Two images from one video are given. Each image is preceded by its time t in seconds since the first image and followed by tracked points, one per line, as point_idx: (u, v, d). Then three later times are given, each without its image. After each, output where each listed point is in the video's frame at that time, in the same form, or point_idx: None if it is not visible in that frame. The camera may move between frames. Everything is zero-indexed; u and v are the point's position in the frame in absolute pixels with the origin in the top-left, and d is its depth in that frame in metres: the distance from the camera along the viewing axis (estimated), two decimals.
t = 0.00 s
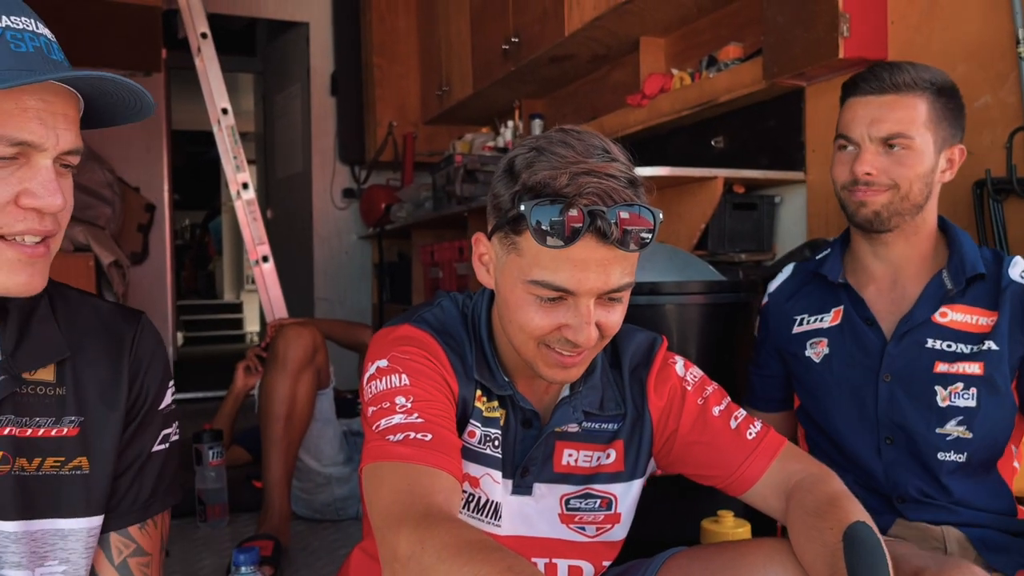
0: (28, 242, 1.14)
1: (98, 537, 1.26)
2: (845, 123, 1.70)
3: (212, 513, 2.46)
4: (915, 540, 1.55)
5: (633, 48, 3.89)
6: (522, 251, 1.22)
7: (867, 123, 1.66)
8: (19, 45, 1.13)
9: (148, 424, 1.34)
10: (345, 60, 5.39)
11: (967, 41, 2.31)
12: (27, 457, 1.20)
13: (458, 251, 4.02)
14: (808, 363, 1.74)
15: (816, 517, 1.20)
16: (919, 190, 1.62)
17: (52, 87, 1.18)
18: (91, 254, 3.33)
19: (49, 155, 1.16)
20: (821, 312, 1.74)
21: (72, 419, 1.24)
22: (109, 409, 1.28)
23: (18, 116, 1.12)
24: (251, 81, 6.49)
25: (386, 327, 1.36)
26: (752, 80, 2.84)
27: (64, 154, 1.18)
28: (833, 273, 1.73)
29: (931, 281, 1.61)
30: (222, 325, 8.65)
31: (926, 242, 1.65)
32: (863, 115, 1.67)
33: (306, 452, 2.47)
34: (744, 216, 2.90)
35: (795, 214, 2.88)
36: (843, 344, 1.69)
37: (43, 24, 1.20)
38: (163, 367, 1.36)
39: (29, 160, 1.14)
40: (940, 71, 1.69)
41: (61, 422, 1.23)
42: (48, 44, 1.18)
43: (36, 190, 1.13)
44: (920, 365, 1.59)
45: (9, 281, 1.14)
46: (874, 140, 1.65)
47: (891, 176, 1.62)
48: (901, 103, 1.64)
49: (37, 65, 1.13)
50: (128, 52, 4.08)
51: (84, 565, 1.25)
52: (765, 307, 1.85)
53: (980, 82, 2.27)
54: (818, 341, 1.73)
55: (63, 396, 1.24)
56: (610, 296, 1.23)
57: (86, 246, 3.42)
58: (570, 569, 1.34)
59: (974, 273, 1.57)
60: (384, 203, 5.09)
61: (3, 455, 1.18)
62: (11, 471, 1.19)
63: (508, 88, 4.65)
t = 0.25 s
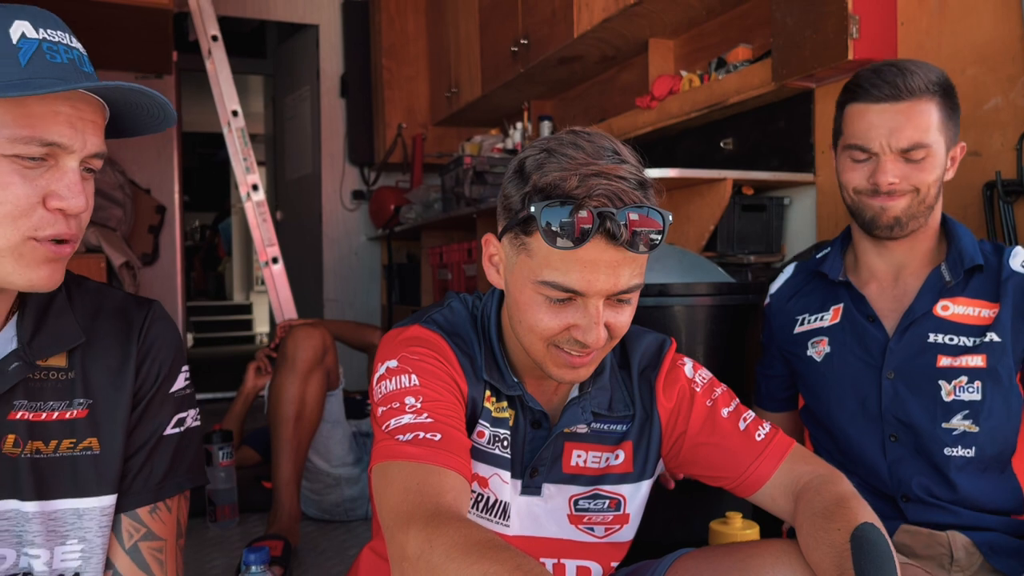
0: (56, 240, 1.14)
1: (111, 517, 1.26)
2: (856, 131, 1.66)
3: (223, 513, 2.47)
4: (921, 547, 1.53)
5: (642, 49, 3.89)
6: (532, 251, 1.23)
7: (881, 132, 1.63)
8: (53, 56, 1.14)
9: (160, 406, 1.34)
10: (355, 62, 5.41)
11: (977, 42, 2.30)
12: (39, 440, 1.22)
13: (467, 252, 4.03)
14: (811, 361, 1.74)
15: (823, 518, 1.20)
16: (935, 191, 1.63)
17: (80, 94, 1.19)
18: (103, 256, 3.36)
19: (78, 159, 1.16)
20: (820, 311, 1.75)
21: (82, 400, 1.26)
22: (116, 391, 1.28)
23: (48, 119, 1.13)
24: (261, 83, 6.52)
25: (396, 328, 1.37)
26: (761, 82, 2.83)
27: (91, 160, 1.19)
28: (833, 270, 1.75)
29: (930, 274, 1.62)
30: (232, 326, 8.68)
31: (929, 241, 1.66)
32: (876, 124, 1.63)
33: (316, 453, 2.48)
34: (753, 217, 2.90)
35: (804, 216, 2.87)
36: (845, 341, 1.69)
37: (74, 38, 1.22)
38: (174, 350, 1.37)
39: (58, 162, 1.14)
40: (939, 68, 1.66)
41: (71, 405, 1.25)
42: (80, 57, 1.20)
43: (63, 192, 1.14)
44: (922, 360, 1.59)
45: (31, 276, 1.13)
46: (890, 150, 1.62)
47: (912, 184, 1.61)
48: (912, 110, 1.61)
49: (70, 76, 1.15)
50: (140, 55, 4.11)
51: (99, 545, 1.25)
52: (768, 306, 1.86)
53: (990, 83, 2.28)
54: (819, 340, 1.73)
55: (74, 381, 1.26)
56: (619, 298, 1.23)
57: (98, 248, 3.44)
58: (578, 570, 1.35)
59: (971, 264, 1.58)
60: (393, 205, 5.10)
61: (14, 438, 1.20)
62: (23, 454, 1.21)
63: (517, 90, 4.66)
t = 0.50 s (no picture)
0: (70, 236, 1.16)
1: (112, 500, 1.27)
2: (854, 130, 1.66)
3: (234, 511, 2.48)
4: (925, 548, 1.53)
5: (652, 50, 3.89)
6: (539, 246, 1.24)
7: (881, 129, 1.62)
8: (93, 68, 1.19)
9: (161, 387, 1.36)
10: (366, 64, 5.44)
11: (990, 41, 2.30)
12: (46, 425, 1.24)
13: (477, 253, 4.05)
14: (811, 353, 1.75)
15: (830, 513, 1.20)
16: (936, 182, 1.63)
17: (110, 103, 1.23)
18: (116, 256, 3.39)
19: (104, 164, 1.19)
20: (819, 303, 1.76)
21: (85, 383, 1.27)
22: (117, 374, 1.30)
23: (80, 122, 1.16)
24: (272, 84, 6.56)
25: (406, 325, 1.39)
26: (771, 83, 2.82)
27: (114, 167, 1.22)
28: (833, 262, 1.76)
29: (930, 266, 1.62)
30: (243, 326, 8.73)
31: (929, 234, 1.66)
32: (876, 122, 1.63)
33: (327, 452, 2.50)
34: (763, 218, 2.90)
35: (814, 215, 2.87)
36: (844, 330, 1.70)
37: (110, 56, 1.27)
38: (175, 334, 1.39)
39: (85, 164, 1.17)
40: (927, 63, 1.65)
41: (74, 390, 1.26)
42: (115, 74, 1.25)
43: (86, 191, 1.16)
44: (922, 347, 1.59)
45: (44, 269, 1.14)
46: (892, 146, 1.62)
47: (915, 177, 1.61)
48: (909, 106, 1.60)
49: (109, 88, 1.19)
50: (153, 57, 4.14)
51: (101, 528, 1.26)
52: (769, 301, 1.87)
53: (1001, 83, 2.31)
54: (819, 331, 1.74)
55: (75, 366, 1.28)
56: (626, 293, 1.24)
57: (111, 248, 3.47)
58: (587, 566, 1.35)
59: (971, 254, 1.58)
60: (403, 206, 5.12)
61: (28, 423, 1.22)
62: (36, 438, 1.23)
63: (527, 91, 4.68)
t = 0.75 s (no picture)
0: (56, 251, 1.13)
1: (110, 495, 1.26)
2: (848, 129, 1.65)
3: (244, 510, 2.50)
4: (939, 555, 1.52)
5: (662, 50, 3.89)
6: (541, 241, 1.24)
7: (873, 128, 1.62)
8: (87, 83, 1.16)
9: (157, 384, 1.34)
10: (376, 65, 5.46)
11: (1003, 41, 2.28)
12: (42, 426, 1.22)
13: (487, 253, 4.05)
14: (819, 358, 1.73)
15: (839, 511, 1.20)
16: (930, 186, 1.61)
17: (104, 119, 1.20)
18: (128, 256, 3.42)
19: (93, 181, 1.16)
20: (825, 308, 1.75)
21: (79, 382, 1.26)
22: (111, 373, 1.29)
23: (68, 139, 1.13)
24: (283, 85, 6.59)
25: (412, 326, 1.39)
26: (780, 83, 2.81)
27: (104, 183, 1.19)
28: (837, 266, 1.74)
29: (942, 270, 1.61)
30: (254, 326, 8.77)
31: (933, 234, 1.65)
32: (868, 121, 1.62)
33: (336, 451, 2.51)
34: (773, 218, 2.89)
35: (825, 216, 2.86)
36: (852, 335, 1.69)
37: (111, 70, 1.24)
38: (167, 329, 1.37)
39: (69, 182, 1.14)
40: (922, 63, 1.65)
41: (68, 389, 1.25)
42: (112, 88, 1.22)
43: (70, 208, 1.14)
44: (933, 351, 1.58)
45: (28, 283, 1.12)
46: (885, 145, 1.61)
47: (906, 179, 1.59)
48: (900, 104, 1.60)
49: (101, 105, 1.16)
50: (164, 58, 4.17)
51: (100, 525, 1.25)
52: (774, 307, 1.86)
53: (1012, 84, 2.27)
54: (828, 336, 1.72)
55: (69, 366, 1.26)
56: (629, 286, 1.24)
57: (122, 248, 3.49)
58: (594, 567, 1.35)
59: (983, 259, 1.57)
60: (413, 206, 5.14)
61: (21, 425, 1.20)
62: (30, 440, 1.21)
63: (537, 91, 4.68)
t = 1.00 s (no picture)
0: (22, 239, 1.15)
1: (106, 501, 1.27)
2: (850, 138, 1.66)
3: (255, 509, 2.52)
4: (954, 560, 1.53)
5: (672, 51, 3.89)
6: (545, 243, 1.25)
7: (875, 137, 1.62)
8: (21, 65, 1.16)
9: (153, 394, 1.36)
10: (386, 66, 5.48)
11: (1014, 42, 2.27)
12: (36, 432, 1.23)
13: (496, 254, 4.07)
14: (836, 376, 1.73)
15: (847, 513, 1.21)
16: (935, 197, 1.60)
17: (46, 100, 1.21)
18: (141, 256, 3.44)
19: (43, 163, 1.18)
20: (840, 325, 1.74)
21: (72, 390, 1.27)
22: (104, 382, 1.30)
23: (14, 125, 1.14)
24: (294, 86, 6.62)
25: (422, 330, 1.41)
26: (789, 84, 2.81)
27: (56, 163, 1.20)
28: (848, 286, 1.73)
29: (958, 284, 1.61)
30: (265, 326, 8.81)
31: (946, 243, 1.65)
32: (871, 129, 1.63)
33: (347, 451, 2.52)
34: (783, 219, 2.88)
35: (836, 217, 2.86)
36: (868, 354, 1.68)
37: (42, 46, 1.24)
38: (161, 342, 1.39)
39: (23, 168, 1.16)
40: (929, 69, 1.64)
41: (62, 396, 1.26)
42: (47, 64, 1.22)
43: (29, 196, 1.15)
44: (952, 371, 1.58)
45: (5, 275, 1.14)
46: (887, 155, 1.61)
47: (908, 191, 1.59)
48: (903, 113, 1.60)
49: (37, 85, 1.17)
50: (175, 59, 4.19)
51: (94, 529, 1.26)
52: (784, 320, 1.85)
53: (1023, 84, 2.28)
54: (842, 355, 1.72)
55: (61, 374, 1.27)
56: (634, 285, 1.24)
57: (135, 248, 3.51)
58: (604, 567, 1.36)
59: (1001, 274, 1.57)
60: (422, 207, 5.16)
61: (12, 432, 1.20)
62: (22, 445, 1.21)
63: (547, 92, 4.68)
